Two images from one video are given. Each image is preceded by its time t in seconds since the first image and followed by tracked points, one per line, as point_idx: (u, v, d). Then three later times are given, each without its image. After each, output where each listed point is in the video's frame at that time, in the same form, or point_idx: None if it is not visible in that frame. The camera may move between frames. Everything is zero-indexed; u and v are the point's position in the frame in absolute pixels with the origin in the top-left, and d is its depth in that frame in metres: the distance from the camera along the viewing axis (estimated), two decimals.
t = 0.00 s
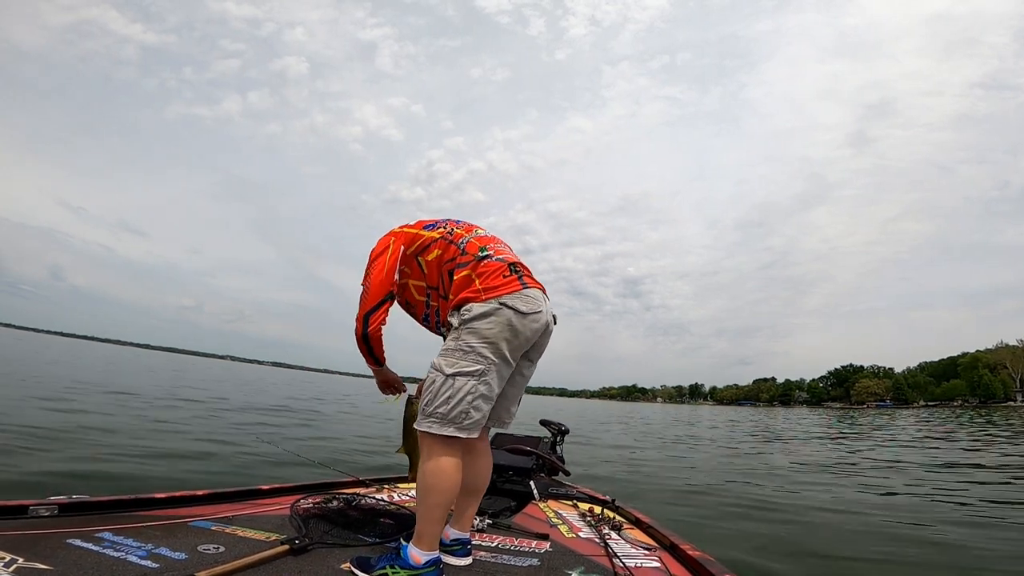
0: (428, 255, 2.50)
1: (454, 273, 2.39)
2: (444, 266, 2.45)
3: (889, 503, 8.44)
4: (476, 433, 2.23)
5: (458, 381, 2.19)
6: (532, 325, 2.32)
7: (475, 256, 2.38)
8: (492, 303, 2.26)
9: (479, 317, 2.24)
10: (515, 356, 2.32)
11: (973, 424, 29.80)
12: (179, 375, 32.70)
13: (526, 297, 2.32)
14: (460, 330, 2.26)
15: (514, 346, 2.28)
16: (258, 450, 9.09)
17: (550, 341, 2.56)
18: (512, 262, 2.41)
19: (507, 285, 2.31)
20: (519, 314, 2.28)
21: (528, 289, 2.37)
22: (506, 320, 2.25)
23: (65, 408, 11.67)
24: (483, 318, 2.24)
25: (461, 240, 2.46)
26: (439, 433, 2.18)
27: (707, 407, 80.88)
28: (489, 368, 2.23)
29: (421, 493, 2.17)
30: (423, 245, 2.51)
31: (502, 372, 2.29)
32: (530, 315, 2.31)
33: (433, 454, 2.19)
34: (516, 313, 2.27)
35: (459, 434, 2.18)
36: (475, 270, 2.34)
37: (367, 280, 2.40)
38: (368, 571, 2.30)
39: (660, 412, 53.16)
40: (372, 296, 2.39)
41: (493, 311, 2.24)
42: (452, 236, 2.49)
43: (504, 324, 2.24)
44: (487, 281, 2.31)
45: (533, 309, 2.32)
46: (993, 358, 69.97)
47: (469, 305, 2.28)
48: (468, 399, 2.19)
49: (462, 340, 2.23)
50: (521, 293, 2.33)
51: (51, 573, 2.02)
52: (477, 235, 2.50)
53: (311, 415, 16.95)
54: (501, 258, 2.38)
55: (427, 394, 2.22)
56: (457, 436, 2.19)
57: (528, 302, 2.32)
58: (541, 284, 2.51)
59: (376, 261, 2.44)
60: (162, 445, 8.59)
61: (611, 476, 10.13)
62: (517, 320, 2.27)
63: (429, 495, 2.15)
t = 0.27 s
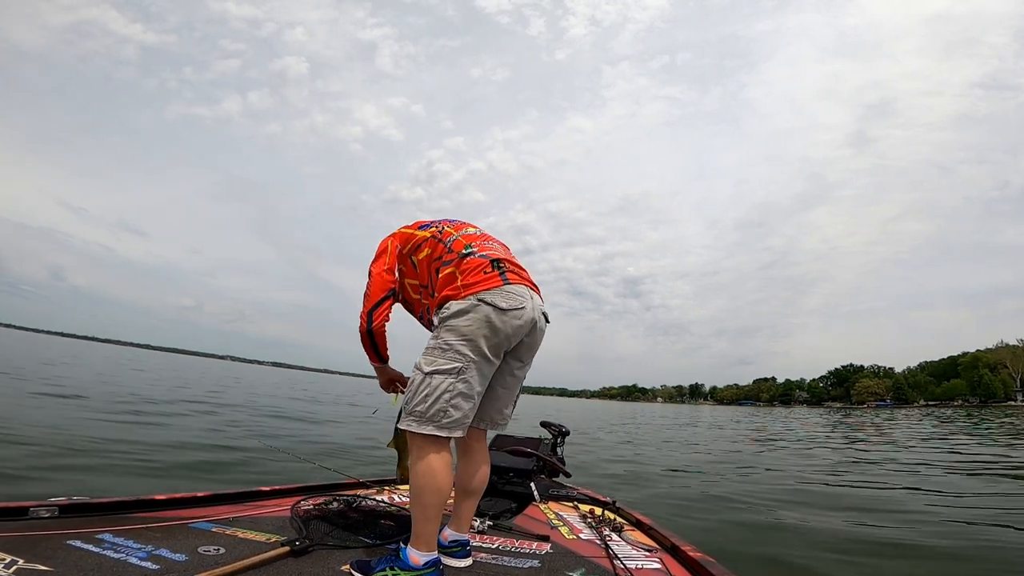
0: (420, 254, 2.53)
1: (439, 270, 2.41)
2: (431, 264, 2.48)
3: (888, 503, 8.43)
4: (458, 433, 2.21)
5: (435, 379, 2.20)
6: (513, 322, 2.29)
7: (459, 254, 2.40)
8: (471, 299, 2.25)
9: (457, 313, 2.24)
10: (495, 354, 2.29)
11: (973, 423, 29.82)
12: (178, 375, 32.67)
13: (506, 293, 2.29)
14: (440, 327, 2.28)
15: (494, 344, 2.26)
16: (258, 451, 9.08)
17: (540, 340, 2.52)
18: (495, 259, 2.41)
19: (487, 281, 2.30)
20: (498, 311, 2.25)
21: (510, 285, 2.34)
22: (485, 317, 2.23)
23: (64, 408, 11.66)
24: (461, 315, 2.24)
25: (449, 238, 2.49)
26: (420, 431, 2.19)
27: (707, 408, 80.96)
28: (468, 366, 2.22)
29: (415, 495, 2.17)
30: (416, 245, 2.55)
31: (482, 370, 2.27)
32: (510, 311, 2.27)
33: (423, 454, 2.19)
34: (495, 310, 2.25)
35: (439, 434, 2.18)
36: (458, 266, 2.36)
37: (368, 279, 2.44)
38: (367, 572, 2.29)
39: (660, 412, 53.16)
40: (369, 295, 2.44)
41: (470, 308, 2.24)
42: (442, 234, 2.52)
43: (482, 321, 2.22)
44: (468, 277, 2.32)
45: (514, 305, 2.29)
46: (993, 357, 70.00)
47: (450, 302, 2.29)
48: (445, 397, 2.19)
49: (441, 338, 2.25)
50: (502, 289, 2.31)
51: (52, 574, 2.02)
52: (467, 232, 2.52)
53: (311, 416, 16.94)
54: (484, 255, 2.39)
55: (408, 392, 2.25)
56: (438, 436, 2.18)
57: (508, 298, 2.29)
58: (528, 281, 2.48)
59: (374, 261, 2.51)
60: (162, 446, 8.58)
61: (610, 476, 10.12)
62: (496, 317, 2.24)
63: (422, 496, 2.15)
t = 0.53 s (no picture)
0: (411, 254, 2.55)
1: (427, 269, 2.43)
2: (421, 263, 2.49)
3: (887, 503, 8.40)
4: (446, 430, 2.22)
5: (420, 376, 2.21)
6: (497, 318, 2.27)
7: (445, 253, 2.41)
8: (454, 296, 2.26)
9: (441, 311, 2.26)
10: (481, 351, 2.29)
11: (973, 424, 29.80)
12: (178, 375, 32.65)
13: (489, 288, 2.29)
14: (425, 326, 2.30)
15: (479, 340, 2.26)
16: (257, 450, 9.08)
17: (530, 337, 2.50)
18: (480, 256, 2.41)
19: (470, 278, 2.30)
20: (481, 307, 2.24)
21: (494, 281, 2.33)
22: (468, 313, 2.23)
23: (63, 407, 11.66)
24: (444, 312, 2.25)
25: (438, 237, 2.50)
26: (408, 429, 2.20)
27: (707, 408, 80.95)
28: (452, 363, 2.23)
29: (408, 493, 2.17)
30: (408, 244, 2.57)
31: (467, 367, 2.27)
32: (493, 307, 2.26)
33: (414, 452, 2.19)
34: (478, 306, 2.24)
35: (426, 431, 2.19)
36: (445, 265, 2.38)
37: (367, 280, 2.48)
38: (365, 572, 2.30)
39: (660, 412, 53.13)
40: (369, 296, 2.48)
41: (453, 305, 2.24)
42: (432, 233, 2.53)
43: (465, 317, 2.23)
44: (452, 275, 2.33)
45: (498, 301, 2.28)
46: (994, 357, 69.94)
47: (435, 301, 2.31)
48: (431, 394, 2.20)
49: (426, 336, 2.27)
50: (486, 286, 2.30)
51: (48, 571, 2.02)
52: (457, 231, 2.53)
53: (311, 416, 16.94)
54: (469, 253, 2.40)
55: (396, 390, 2.27)
56: (426, 433, 2.19)
57: (491, 294, 2.28)
58: (515, 277, 2.46)
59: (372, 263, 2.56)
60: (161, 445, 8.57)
61: (609, 476, 10.09)
62: (479, 312, 2.24)
63: (415, 494, 2.16)
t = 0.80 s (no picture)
0: (407, 255, 2.57)
1: (421, 269, 2.46)
2: (415, 264, 2.52)
3: (886, 503, 8.40)
4: (441, 426, 2.23)
5: (413, 372, 2.23)
6: (488, 314, 2.28)
7: (438, 252, 2.44)
8: (446, 293, 2.27)
9: (433, 308, 2.28)
10: (474, 347, 2.30)
11: (973, 424, 29.85)
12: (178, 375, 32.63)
13: (480, 285, 2.30)
14: (419, 323, 2.32)
15: (471, 336, 2.27)
16: (257, 450, 9.09)
17: (523, 332, 2.51)
18: (472, 254, 2.43)
19: (461, 275, 2.32)
20: (472, 303, 2.26)
21: (485, 278, 2.34)
22: (459, 309, 2.24)
23: (63, 407, 11.66)
24: (436, 309, 2.27)
25: (431, 238, 2.52)
26: (404, 425, 2.21)
27: (708, 408, 80.90)
28: (445, 359, 2.24)
29: (406, 491, 2.19)
30: (404, 245, 2.60)
31: (461, 362, 2.28)
32: (484, 303, 2.27)
33: (411, 449, 2.20)
34: (468, 302, 2.26)
35: (420, 427, 2.19)
36: (437, 264, 2.40)
37: (369, 283, 2.53)
38: (363, 570, 2.31)
39: (660, 412, 53.11)
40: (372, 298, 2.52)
41: (445, 301, 2.26)
42: (426, 234, 2.55)
43: (457, 313, 2.24)
44: (444, 273, 2.35)
45: (489, 297, 2.29)
46: (994, 357, 69.89)
47: (428, 299, 2.33)
48: (424, 390, 2.22)
49: (419, 333, 2.28)
50: (476, 282, 2.31)
51: (47, 567, 2.03)
52: (449, 229, 2.55)
53: (310, 416, 16.94)
54: (460, 251, 2.41)
55: (391, 387, 2.29)
56: (420, 429, 2.20)
57: (482, 290, 2.29)
58: (506, 274, 2.47)
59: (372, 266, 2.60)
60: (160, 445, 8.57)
61: (609, 476, 10.10)
62: (470, 308, 2.25)
63: (413, 491, 2.17)
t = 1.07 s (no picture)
0: (406, 256, 2.58)
1: (418, 269, 2.47)
2: (413, 264, 2.52)
3: (887, 503, 8.39)
4: (440, 423, 2.23)
5: (412, 370, 2.23)
6: (485, 311, 2.28)
7: (435, 252, 2.44)
8: (443, 292, 2.28)
9: (431, 307, 2.28)
10: (471, 344, 2.30)
11: (973, 424, 29.79)
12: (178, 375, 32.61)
13: (477, 283, 2.30)
14: (417, 321, 2.32)
15: (468, 333, 2.27)
16: (257, 450, 9.09)
17: (521, 330, 2.51)
18: (468, 254, 2.43)
19: (458, 274, 2.32)
20: (469, 301, 2.26)
21: (481, 276, 2.34)
22: (456, 307, 2.25)
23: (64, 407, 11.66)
24: (433, 308, 2.27)
25: (429, 238, 2.52)
26: (404, 423, 2.21)
27: (708, 408, 80.85)
28: (443, 356, 2.25)
29: (406, 490, 2.19)
30: (404, 246, 2.61)
31: (458, 360, 2.29)
32: (481, 300, 2.27)
33: (411, 446, 2.20)
34: (465, 300, 2.26)
35: (420, 424, 2.20)
36: (435, 264, 2.40)
37: (371, 283, 2.55)
38: (363, 569, 2.31)
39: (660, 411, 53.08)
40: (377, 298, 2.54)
41: (442, 299, 2.27)
42: (424, 235, 2.56)
43: (454, 311, 2.24)
44: (442, 272, 2.35)
45: (485, 295, 2.29)
46: (994, 356, 69.85)
47: (426, 298, 2.34)
48: (422, 387, 2.22)
49: (417, 331, 2.29)
50: (473, 281, 2.31)
51: (48, 566, 2.04)
52: (446, 229, 2.56)
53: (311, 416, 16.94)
54: (456, 250, 2.42)
55: (390, 386, 2.29)
56: (420, 427, 2.21)
57: (479, 288, 2.29)
58: (503, 273, 2.47)
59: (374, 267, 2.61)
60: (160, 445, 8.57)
61: (610, 475, 10.09)
62: (467, 306, 2.25)
63: (413, 489, 2.18)
